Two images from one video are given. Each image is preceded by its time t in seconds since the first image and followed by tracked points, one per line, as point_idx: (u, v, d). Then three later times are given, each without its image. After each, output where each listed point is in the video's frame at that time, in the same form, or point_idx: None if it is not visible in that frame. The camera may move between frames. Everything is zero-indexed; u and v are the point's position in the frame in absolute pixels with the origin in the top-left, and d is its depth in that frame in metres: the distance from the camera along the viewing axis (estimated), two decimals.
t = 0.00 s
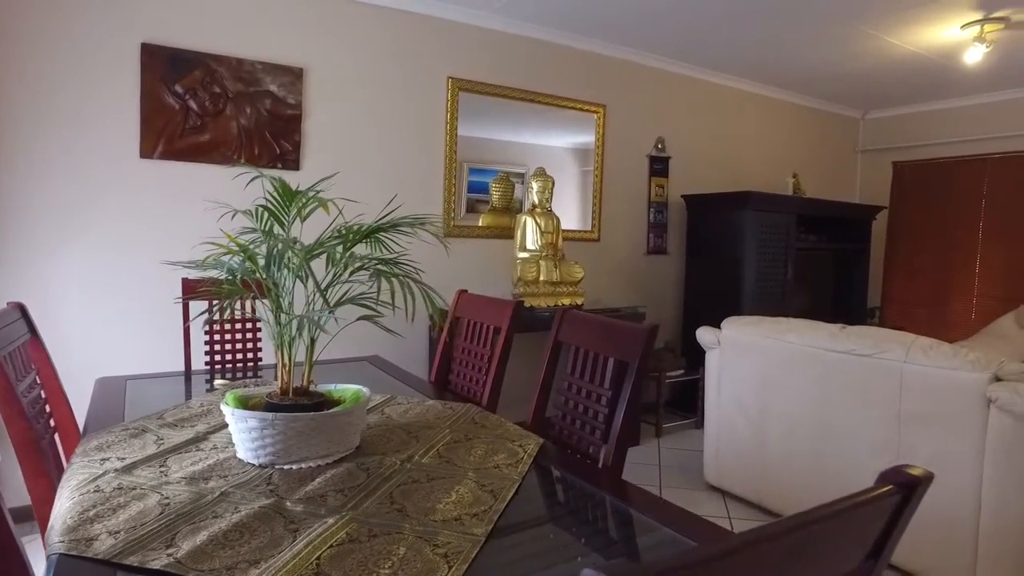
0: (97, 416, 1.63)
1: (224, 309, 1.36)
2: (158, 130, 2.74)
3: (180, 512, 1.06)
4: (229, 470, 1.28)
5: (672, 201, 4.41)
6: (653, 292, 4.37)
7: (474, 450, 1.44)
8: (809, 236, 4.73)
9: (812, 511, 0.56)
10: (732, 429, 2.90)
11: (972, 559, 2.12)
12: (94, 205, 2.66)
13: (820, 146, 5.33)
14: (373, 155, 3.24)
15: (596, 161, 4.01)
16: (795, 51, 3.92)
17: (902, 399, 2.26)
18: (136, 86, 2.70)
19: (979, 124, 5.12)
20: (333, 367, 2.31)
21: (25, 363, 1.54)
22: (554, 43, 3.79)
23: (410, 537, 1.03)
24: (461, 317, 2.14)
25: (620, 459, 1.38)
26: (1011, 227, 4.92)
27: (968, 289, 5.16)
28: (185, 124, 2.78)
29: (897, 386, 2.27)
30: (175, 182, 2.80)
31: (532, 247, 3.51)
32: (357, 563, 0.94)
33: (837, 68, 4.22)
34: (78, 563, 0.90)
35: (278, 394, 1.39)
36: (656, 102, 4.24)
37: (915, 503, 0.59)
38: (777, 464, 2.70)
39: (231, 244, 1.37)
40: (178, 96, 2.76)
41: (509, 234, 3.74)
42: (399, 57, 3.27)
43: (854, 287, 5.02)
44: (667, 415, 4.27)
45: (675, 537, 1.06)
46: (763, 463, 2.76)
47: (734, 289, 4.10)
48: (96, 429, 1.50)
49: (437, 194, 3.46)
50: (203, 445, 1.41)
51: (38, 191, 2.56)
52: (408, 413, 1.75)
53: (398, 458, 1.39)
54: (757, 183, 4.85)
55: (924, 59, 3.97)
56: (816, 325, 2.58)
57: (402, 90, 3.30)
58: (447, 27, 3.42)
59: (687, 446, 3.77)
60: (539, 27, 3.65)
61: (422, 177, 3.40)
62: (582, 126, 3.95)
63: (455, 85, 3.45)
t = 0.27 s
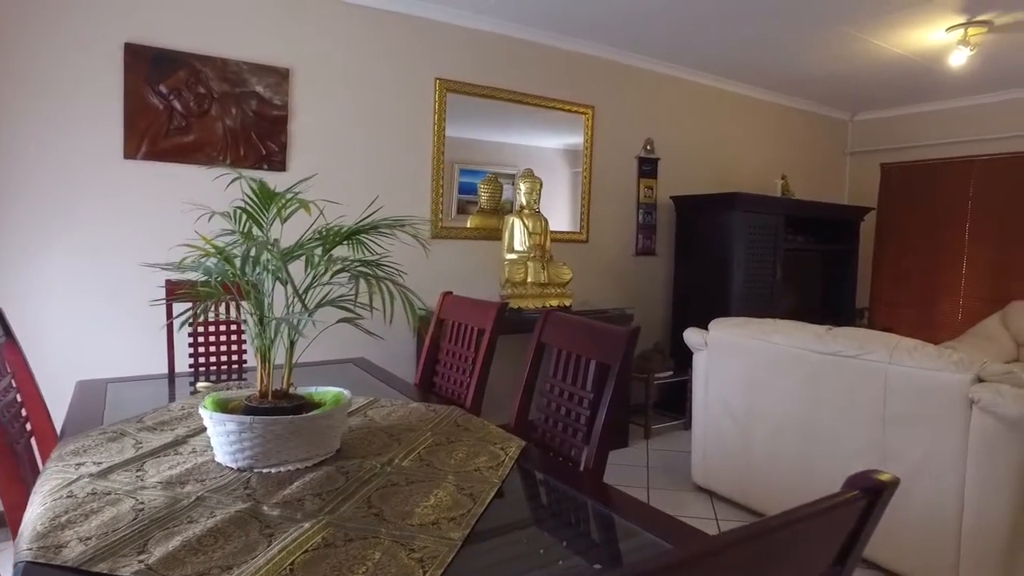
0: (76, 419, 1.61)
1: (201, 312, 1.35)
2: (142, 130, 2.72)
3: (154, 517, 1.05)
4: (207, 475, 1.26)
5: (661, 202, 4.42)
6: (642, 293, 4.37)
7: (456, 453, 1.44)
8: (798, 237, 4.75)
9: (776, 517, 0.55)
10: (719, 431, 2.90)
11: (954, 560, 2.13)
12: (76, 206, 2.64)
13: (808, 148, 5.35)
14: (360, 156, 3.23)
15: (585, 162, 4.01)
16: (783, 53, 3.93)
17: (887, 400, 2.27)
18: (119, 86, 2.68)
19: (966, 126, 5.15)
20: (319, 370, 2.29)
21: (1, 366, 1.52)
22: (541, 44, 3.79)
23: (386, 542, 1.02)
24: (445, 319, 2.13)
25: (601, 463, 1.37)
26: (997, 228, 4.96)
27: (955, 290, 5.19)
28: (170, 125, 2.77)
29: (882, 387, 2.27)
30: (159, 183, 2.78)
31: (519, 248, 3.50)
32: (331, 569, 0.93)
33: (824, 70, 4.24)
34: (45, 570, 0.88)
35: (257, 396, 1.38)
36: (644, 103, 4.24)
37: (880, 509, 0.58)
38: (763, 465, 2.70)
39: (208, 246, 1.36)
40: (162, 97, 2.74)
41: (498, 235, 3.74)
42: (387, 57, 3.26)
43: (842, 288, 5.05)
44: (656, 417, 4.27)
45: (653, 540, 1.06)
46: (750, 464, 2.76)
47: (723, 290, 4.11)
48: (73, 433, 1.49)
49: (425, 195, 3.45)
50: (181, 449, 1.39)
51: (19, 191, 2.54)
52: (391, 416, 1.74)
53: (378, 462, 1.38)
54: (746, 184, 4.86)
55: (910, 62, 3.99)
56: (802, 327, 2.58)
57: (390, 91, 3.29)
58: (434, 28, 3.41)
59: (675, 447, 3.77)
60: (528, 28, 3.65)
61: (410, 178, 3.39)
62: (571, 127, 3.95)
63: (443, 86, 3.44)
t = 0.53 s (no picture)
0: (52, 423, 1.59)
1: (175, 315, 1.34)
2: (123, 131, 2.70)
3: (125, 522, 1.04)
4: (182, 478, 1.25)
5: (648, 203, 4.43)
6: (629, 295, 4.38)
7: (435, 456, 1.44)
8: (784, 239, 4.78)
9: (736, 520, 0.55)
10: (703, 432, 2.91)
11: (934, 559, 2.15)
12: (55, 207, 2.61)
13: (795, 150, 5.38)
14: (345, 157, 3.22)
15: (571, 164, 4.01)
16: (768, 56, 3.96)
17: (868, 401, 2.28)
18: (101, 86, 2.66)
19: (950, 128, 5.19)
20: (302, 372, 2.28)
21: None
22: (527, 45, 3.79)
23: (360, 545, 1.02)
24: (428, 321, 2.13)
25: (580, 465, 1.38)
26: (980, 230, 5.00)
27: (939, 291, 5.24)
28: (152, 125, 2.75)
29: (863, 388, 2.29)
30: (140, 184, 2.76)
31: (505, 250, 3.51)
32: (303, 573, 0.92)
33: (808, 72, 4.27)
34: None
35: (234, 399, 1.37)
36: (631, 105, 4.26)
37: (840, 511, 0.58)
38: (747, 466, 2.71)
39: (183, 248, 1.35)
40: (144, 97, 2.72)
41: (484, 236, 3.73)
42: (372, 58, 3.26)
43: (828, 289, 5.07)
44: (643, 418, 4.28)
45: (628, 542, 1.06)
46: (735, 465, 2.77)
47: (709, 291, 4.13)
48: (48, 436, 1.47)
49: (411, 196, 3.44)
50: (158, 452, 1.38)
51: None
52: (372, 418, 1.73)
53: (357, 464, 1.38)
54: (732, 186, 4.89)
55: (893, 65, 4.03)
56: (785, 328, 2.60)
57: (375, 93, 3.29)
58: (419, 29, 3.40)
59: (662, 448, 3.78)
60: (513, 30, 3.65)
61: (396, 180, 3.39)
62: (557, 129, 3.95)
63: (429, 88, 3.44)
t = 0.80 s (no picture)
0: (29, 426, 1.58)
1: (151, 316, 1.33)
2: (105, 131, 2.68)
3: (99, 527, 1.03)
4: (160, 482, 1.24)
5: (634, 205, 4.44)
6: (616, 296, 4.39)
7: (416, 458, 1.43)
8: (770, 240, 4.80)
9: (701, 521, 0.56)
10: (689, 433, 2.92)
11: (915, 558, 2.17)
12: (35, 207, 2.59)
13: (781, 152, 5.41)
14: (330, 157, 3.21)
15: (558, 165, 4.02)
16: (753, 58, 3.98)
17: (851, 401, 2.30)
18: (83, 86, 2.64)
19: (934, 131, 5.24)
20: (285, 374, 2.27)
21: None
22: (513, 46, 3.79)
23: (337, 548, 1.01)
24: (412, 322, 2.13)
25: (560, 466, 1.38)
26: (963, 231, 5.05)
27: (923, 292, 5.28)
28: (135, 125, 2.73)
29: (846, 389, 2.30)
30: (122, 185, 2.74)
31: (492, 251, 3.51)
32: None
33: (793, 75, 4.29)
34: None
35: (214, 402, 1.36)
36: (617, 106, 4.27)
37: (803, 513, 0.59)
38: (732, 466, 2.73)
39: (161, 250, 1.34)
40: (127, 97, 2.71)
41: (470, 238, 3.73)
42: (357, 59, 3.25)
43: (814, 290, 5.10)
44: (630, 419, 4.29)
45: (606, 543, 1.06)
46: (720, 466, 2.78)
47: (696, 292, 4.14)
48: (23, 440, 1.46)
49: (397, 198, 3.44)
50: (136, 456, 1.37)
51: None
52: (354, 420, 1.73)
53: (337, 466, 1.37)
54: (719, 187, 4.91)
55: (876, 68, 4.06)
56: (769, 329, 2.61)
57: (360, 93, 3.28)
58: (405, 30, 3.40)
59: (648, 449, 3.79)
60: (500, 31, 3.65)
61: (382, 181, 3.38)
62: (544, 130, 3.96)
63: (415, 88, 3.44)
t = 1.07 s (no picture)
0: None
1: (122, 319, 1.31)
2: (82, 131, 2.65)
3: (67, 534, 1.02)
4: (132, 487, 1.23)
5: (617, 206, 4.46)
6: (599, 297, 4.40)
7: (394, 462, 1.43)
8: (753, 241, 4.83)
9: (668, 522, 0.56)
10: (670, 433, 2.93)
11: (891, 556, 2.19)
12: (9, 208, 2.56)
13: (763, 154, 5.45)
14: (312, 158, 3.19)
15: (541, 167, 4.03)
16: (735, 60, 4.01)
17: (830, 401, 2.32)
18: (58, 85, 2.60)
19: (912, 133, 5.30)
20: (265, 377, 2.26)
21: None
22: (495, 47, 3.79)
23: (311, 552, 1.00)
24: (392, 324, 2.13)
25: (538, 468, 1.38)
26: (942, 232, 5.12)
27: (903, 293, 5.34)
28: (112, 125, 2.70)
29: (825, 389, 2.32)
30: (98, 185, 2.71)
31: (474, 252, 3.50)
32: None
33: (774, 77, 4.33)
34: None
35: (188, 405, 1.35)
36: (600, 108, 4.28)
37: (768, 516, 0.59)
38: (713, 467, 2.74)
39: (132, 251, 1.32)
40: (103, 97, 2.67)
41: (453, 239, 3.72)
42: (339, 59, 3.23)
43: (796, 291, 5.13)
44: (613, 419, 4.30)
45: (581, 544, 1.06)
46: (701, 466, 2.79)
47: (678, 293, 4.16)
48: None
49: (379, 199, 3.43)
50: (109, 460, 1.35)
51: None
52: (333, 423, 1.72)
53: (314, 469, 1.36)
54: (701, 188, 4.94)
55: (855, 71, 4.10)
56: (749, 329, 2.62)
57: (341, 93, 3.26)
58: (387, 30, 3.38)
59: (631, 449, 3.80)
60: (483, 32, 3.65)
61: (363, 182, 3.36)
62: (527, 131, 3.96)
63: (397, 89, 3.43)
